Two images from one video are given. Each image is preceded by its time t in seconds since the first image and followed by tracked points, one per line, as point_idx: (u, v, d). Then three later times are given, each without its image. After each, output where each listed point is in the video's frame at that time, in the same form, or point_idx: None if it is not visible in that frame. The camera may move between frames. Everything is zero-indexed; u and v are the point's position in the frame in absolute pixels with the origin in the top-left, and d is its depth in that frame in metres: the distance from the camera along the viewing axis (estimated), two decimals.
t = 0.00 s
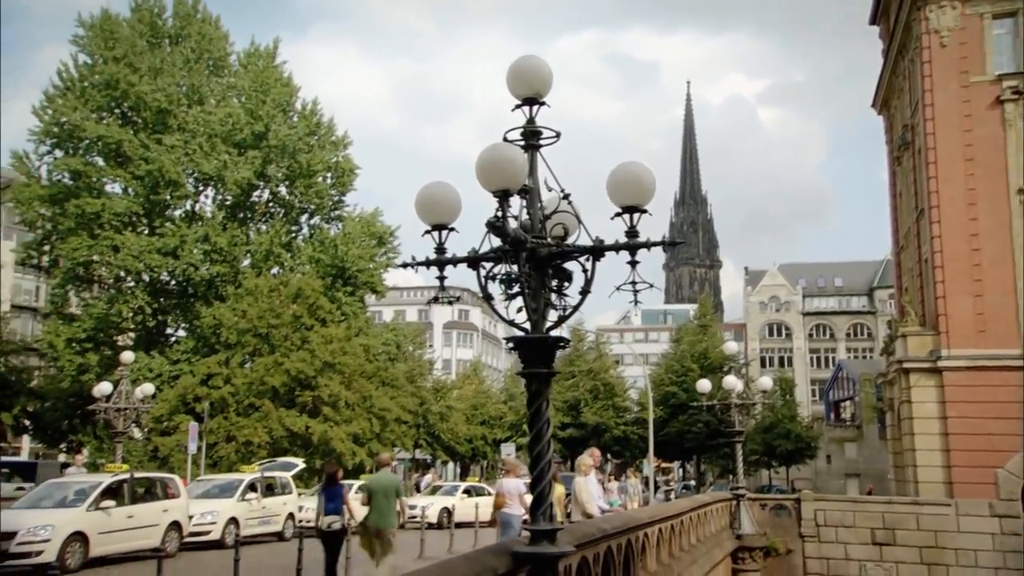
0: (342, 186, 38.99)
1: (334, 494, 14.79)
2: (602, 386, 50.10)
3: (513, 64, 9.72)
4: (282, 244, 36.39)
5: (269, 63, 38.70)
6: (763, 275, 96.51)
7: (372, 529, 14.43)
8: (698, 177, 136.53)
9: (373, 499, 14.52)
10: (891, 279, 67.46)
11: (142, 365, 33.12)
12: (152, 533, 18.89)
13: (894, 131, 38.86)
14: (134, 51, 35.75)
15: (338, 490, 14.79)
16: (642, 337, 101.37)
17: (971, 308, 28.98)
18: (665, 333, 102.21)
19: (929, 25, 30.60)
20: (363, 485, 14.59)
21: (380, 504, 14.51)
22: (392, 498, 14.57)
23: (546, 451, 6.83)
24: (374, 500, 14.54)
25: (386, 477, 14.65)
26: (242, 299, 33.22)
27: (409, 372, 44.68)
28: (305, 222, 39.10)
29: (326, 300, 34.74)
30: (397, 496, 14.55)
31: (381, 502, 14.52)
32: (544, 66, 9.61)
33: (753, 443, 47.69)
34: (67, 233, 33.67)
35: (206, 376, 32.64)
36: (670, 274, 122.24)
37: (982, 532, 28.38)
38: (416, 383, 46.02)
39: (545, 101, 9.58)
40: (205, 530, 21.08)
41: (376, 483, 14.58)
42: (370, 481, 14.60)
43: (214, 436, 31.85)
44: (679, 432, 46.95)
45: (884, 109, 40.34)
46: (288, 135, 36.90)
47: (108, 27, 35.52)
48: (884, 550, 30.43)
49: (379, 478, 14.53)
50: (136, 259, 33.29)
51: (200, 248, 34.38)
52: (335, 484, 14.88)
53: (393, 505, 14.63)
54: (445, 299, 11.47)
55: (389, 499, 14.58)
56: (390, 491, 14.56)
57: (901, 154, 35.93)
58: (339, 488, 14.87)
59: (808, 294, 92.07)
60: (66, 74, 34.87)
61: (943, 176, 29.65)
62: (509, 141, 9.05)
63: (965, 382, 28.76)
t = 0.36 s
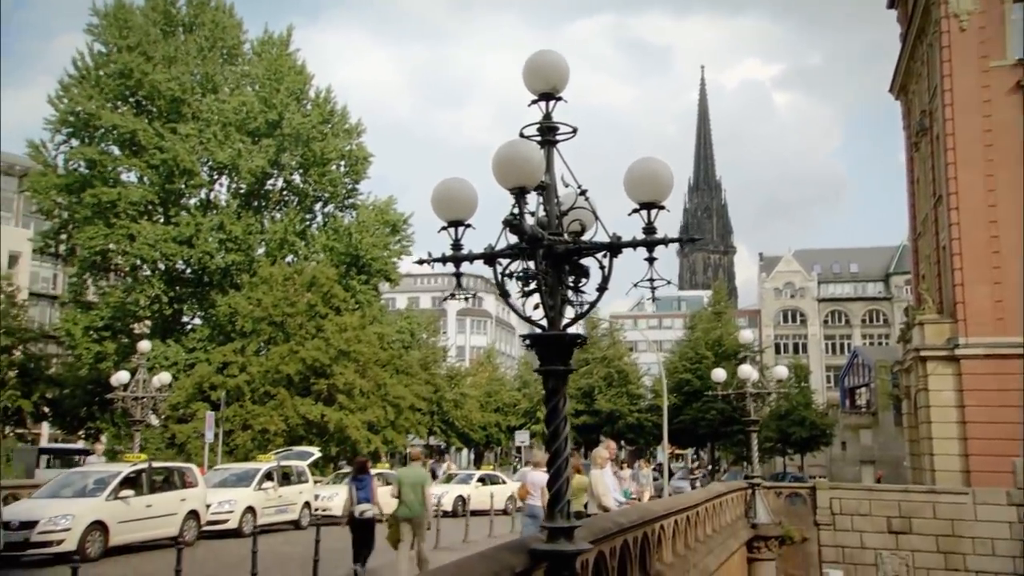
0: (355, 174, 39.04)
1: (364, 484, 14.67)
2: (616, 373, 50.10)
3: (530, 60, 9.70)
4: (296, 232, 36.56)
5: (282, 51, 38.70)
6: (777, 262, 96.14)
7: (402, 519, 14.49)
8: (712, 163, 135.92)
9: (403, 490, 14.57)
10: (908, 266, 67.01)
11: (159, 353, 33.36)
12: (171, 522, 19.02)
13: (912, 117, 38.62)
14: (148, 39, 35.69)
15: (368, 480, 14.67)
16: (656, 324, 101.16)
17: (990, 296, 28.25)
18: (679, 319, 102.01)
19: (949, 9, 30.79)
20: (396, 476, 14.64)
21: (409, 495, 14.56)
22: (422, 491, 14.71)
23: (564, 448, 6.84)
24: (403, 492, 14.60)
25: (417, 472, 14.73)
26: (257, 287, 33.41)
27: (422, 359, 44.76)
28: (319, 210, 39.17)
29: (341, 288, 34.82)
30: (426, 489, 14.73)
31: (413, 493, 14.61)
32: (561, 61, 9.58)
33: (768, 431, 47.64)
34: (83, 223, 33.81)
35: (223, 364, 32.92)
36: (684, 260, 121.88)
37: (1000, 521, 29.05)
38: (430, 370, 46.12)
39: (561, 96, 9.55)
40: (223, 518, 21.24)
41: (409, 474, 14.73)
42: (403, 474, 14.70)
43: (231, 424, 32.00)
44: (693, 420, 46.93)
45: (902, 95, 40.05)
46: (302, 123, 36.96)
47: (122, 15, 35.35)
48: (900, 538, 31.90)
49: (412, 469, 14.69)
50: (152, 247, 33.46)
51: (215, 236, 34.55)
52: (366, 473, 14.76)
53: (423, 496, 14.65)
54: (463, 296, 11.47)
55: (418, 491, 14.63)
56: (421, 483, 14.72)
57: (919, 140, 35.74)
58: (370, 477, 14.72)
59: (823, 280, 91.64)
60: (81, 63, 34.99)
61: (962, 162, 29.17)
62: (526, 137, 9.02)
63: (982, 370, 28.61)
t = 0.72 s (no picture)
0: (370, 162, 39.05)
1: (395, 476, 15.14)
2: (631, 360, 50.01)
3: (547, 54, 9.70)
4: (311, 220, 36.67)
5: (296, 39, 38.71)
6: (793, 248, 95.73)
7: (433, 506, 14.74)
8: (727, 147, 135.28)
9: (434, 478, 14.77)
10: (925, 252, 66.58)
11: (176, 342, 33.58)
12: (190, 511, 19.16)
13: (931, 101, 38.23)
14: (163, 28, 35.56)
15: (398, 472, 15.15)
16: (671, 310, 100.93)
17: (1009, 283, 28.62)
18: (694, 306, 101.75)
19: None
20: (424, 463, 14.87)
21: (440, 483, 14.76)
22: (453, 479, 14.82)
23: (581, 446, 6.83)
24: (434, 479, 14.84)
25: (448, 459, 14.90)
26: (273, 276, 33.58)
27: (437, 347, 44.82)
28: (334, 198, 39.19)
29: (355, 276, 34.88)
30: (458, 477, 14.81)
31: (442, 481, 14.76)
32: (579, 55, 9.57)
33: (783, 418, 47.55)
34: (100, 212, 33.94)
35: (239, 352, 33.13)
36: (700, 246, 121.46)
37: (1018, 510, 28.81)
38: (445, 357, 46.21)
39: (579, 90, 9.54)
40: (241, 507, 21.36)
41: (438, 462, 14.90)
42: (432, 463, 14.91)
43: (248, 412, 32.12)
44: (709, 407, 46.86)
45: (921, 78, 39.65)
46: (317, 111, 36.96)
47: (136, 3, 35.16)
48: (917, 527, 31.86)
49: (443, 457, 14.87)
50: (168, 236, 33.63)
51: (230, 224, 34.72)
52: (397, 465, 15.24)
53: (456, 484, 14.83)
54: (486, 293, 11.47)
55: (450, 478, 14.81)
56: (452, 471, 14.86)
57: (939, 125, 35.38)
58: (401, 469, 15.21)
59: (840, 266, 91.17)
60: (96, 52, 34.95)
61: (982, 148, 29.09)
62: (544, 132, 9.02)
63: (1001, 358, 28.48)
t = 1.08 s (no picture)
0: (385, 149, 39.11)
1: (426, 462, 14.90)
2: (647, 346, 49.93)
3: (567, 45, 9.71)
4: (327, 207, 36.77)
5: (311, 25, 38.86)
6: (809, 232, 95.30)
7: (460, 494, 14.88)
8: (743, 132, 134.69)
9: (461, 467, 14.83)
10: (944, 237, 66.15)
11: (194, 329, 33.86)
12: (210, 498, 19.31)
13: (952, 84, 37.89)
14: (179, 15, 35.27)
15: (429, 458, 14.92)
16: (686, 296, 100.70)
17: None
18: (710, 291, 101.44)
19: None
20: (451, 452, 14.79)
21: (467, 472, 14.86)
22: (480, 468, 14.93)
23: (601, 441, 6.78)
24: (461, 468, 14.88)
25: (474, 447, 14.95)
26: (289, 263, 33.72)
27: (453, 333, 44.90)
28: (349, 185, 39.31)
29: (371, 264, 34.98)
30: (484, 466, 14.92)
31: (469, 471, 14.85)
32: (598, 47, 9.57)
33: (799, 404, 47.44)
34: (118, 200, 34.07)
35: (257, 339, 33.29)
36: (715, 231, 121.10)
37: None
38: (461, 343, 46.32)
39: (598, 82, 9.54)
40: (260, 494, 21.48)
41: (465, 452, 14.92)
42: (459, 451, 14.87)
43: (266, 398, 32.25)
44: (725, 393, 46.76)
45: (942, 61, 39.28)
46: (331, 98, 37.20)
47: None
48: (936, 514, 31.84)
49: (470, 447, 14.89)
50: (185, 223, 33.75)
51: (246, 212, 34.91)
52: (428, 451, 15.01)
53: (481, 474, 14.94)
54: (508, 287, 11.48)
55: (476, 467, 14.90)
56: (479, 460, 14.93)
57: (960, 108, 35.08)
58: (432, 455, 15.00)
59: (857, 251, 90.74)
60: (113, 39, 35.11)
61: (1005, 132, 28.89)
62: (564, 125, 8.99)
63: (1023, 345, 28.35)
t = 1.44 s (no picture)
0: (399, 134, 39.04)
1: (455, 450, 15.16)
2: (662, 331, 49.82)
3: (586, 35, 9.66)
4: (341, 193, 36.75)
5: (325, 10, 38.53)
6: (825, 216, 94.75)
7: (487, 480, 14.82)
8: (759, 115, 133.88)
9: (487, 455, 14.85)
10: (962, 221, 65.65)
11: (211, 316, 34.03)
12: (228, 485, 19.43)
13: (972, 67, 37.58)
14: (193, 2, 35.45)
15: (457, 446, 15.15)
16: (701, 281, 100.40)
17: None
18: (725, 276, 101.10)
19: None
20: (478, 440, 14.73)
21: (493, 460, 14.87)
22: (506, 456, 14.97)
23: (621, 435, 6.74)
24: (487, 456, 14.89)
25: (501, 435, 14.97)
26: (304, 249, 33.84)
27: (466, 319, 44.92)
28: (363, 170, 39.30)
29: (386, 250, 34.99)
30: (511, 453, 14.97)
31: (496, 457, 14.85)
32: (618, 36, 9.49)
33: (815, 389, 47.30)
34: (134, 186, 34.22)
35: (273, 326, 33.45)
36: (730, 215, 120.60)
37: None
38: (475, 329, 46.39)
39: (618, 73, 9.46)
40: (277, 481, 21.62)
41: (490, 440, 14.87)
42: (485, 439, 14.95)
43: (282, 384, 32.39)
44: (740, 378, 46.63)
45: (963, 43, 38.96)
46: (345, 84, 36.70)
47: None
48: (954, 501, 32.01)
49: (496, 434, 14.91)
50: (201, 210, 33.85)
51: (261, 199, 34.64)
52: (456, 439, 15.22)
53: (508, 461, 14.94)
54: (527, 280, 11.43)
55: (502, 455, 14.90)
56: (505, 447, 14.93)
57: (980, 91, 34.83)
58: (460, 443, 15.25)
59: (874, 235, 90.21)
60: (127, 26, 35.04)
61: None
62: (582, 116, 8.92)
63: None
